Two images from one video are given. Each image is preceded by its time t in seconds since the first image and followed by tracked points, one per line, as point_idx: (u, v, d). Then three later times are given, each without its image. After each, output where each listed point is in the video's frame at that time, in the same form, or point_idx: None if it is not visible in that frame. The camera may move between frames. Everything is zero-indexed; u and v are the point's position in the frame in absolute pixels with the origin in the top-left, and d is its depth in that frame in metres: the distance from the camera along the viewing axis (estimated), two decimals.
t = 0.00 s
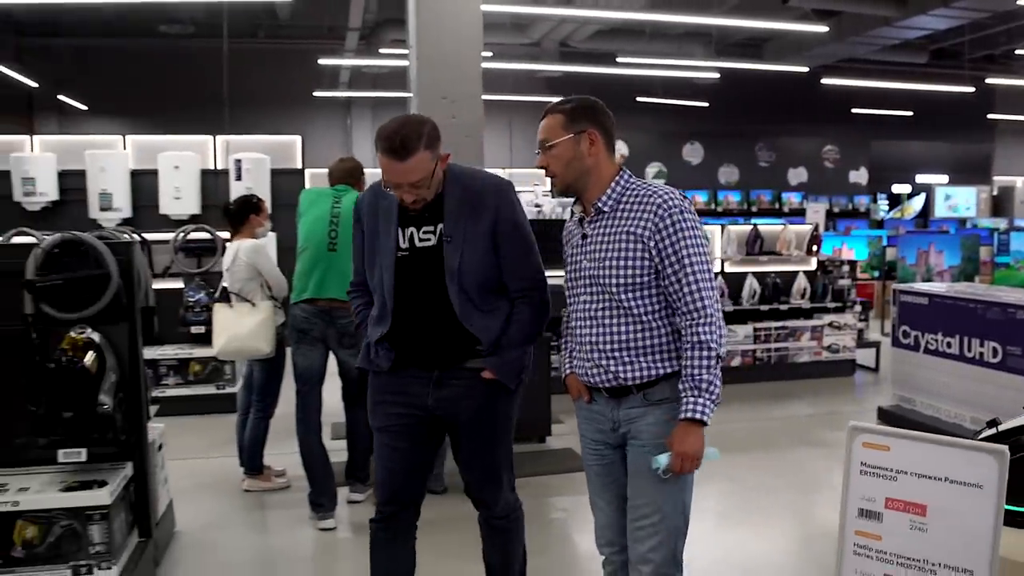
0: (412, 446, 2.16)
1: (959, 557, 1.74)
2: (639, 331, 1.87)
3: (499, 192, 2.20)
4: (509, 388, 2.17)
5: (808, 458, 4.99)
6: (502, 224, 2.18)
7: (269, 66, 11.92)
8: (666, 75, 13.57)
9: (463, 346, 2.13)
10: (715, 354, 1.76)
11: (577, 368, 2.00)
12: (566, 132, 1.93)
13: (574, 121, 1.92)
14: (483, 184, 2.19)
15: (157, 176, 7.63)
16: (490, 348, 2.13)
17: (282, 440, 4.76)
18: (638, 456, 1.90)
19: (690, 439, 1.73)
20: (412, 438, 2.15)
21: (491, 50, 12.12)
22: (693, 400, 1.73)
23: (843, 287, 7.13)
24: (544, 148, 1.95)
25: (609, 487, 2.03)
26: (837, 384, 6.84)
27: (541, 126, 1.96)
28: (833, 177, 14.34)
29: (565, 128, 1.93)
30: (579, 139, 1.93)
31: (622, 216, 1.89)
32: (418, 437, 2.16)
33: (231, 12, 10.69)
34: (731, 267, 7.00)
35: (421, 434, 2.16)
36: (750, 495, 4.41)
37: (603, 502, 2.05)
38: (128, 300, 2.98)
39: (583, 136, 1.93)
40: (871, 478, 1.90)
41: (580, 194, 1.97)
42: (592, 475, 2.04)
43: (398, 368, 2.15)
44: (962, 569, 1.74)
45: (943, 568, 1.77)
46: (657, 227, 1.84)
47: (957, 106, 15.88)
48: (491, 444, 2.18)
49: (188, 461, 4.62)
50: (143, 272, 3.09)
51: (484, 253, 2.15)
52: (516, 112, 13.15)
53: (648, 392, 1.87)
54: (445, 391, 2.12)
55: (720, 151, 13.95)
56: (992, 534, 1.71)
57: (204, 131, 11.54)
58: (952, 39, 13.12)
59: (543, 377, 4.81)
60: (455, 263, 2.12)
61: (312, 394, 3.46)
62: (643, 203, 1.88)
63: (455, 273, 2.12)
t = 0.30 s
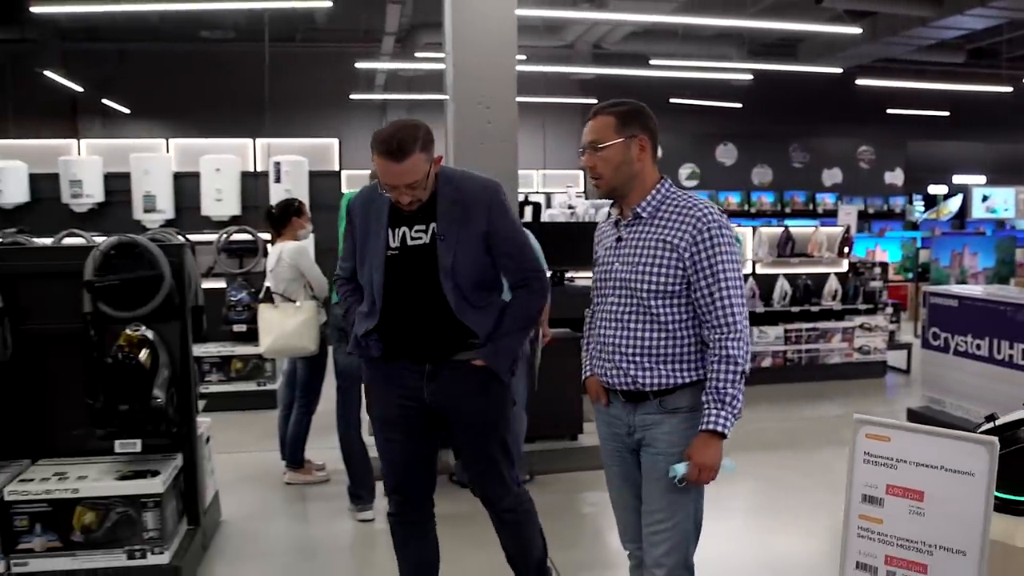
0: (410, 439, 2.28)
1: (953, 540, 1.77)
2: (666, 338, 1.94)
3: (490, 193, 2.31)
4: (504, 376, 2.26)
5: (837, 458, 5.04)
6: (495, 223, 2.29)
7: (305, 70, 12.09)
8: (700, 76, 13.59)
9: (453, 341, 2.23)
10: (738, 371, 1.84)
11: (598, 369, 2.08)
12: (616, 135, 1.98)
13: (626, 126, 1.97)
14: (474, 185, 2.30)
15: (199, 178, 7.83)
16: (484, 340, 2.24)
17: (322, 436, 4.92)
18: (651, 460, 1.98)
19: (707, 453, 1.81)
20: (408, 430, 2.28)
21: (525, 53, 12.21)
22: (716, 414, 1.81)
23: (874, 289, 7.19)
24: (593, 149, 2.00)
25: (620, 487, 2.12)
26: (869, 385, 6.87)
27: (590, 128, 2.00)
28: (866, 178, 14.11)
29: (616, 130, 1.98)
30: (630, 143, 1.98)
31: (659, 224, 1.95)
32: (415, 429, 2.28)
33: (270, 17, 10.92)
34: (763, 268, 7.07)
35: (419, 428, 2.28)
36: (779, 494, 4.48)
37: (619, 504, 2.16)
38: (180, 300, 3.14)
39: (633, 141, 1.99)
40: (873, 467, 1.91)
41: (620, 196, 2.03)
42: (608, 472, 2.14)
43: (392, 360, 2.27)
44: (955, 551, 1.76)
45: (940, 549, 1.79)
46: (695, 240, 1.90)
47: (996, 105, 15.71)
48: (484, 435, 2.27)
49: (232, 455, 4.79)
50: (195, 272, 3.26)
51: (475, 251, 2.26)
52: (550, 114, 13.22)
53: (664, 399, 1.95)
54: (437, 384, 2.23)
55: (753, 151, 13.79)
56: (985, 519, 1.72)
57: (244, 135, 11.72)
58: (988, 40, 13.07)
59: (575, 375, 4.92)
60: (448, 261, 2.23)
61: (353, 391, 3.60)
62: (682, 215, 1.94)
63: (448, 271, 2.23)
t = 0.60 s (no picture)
0: (417, 439, 2.34)
1: (937, 523, 1.81)
2: (690, 339, 1.94)
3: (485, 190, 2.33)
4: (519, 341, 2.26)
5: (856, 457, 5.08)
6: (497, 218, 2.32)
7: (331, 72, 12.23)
8: (724, 76, 13.60)
9: (456, 339, 2.24)
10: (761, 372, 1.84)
11: (616, 369, 2.06)
12: (652, 133, 1.96)
13: (661, 124, 1.95)
14: (469, 184, 2.31)
15: (228, 180, 7.99)
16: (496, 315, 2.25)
17: (349, 432, 5.04)
18: (667, 461, 1.97)
19: (698, 417, 1.77)
20: (410, 430, 2.33)
21: (550, 54, 12.31)
22: (720, 391, 1.79)
23: (896, 288, 7.22)
24: (627, 147, 1.96)
25: (632, 488, 2.10)
26: (890, 385, 6.89)
27: (626, 125, 1.97)
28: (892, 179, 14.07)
29: (652, 129, 1.95)
30: (665, 142, 1.96)
31: (690, 225, 1.94)
32: (418, 430, 2.34)
33: (297, 20, 11.07)
34: (784, 268, 7.14)
35: (423, 428, 2.34)
36: (797, 493, 4.54)
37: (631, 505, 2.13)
38: (214, 298, 3.28)
39: (668, 140, 1.97)
40: (865, 455, 1.96)
41: (648, 195, 2.01)
42: (620, 472, 2.12)
43: (396, 357, 2.30)
44: (940, 534, 1.81)
45: (927, 533, 1.83)
46: (728, 243, 1.90)
47: None
48: (491, 431, 2.29)
49: (261, 449, 4.93)
50: (228, 272, 3.38)
51: (479, 246, 2.26)
52: (573, 114, 13.28)
53: (685, 400, 1.95)
54: (438, 382, 2.26)
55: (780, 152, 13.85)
56: (967, 504, 1.77)
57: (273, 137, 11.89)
58: (1016, 38, 12.97)
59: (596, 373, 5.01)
60: (454, 258, 2.22)
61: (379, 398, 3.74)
62: (714, 216, 1.93)
63: (455, 268, 2.22)
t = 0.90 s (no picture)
0: (436, 440, 2.39)
1: (923, 511, 1.73)
2: (719, 345, 1.96)
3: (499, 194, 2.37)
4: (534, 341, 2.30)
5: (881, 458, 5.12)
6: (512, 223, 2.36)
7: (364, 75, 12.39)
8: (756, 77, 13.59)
9: (468, 340, 2.27)
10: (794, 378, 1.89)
11: (639, 371, 2.06)
12: (678, 140, 1.96)
13: (687, 131, 1.96)
14: (482, 187, 2.35)
15: (265, 181, 8.17)
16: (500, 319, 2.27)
17: (381, 428, 5.17)
18: (692, 464, 1.98)
19: (754, 424, 1.79)
20: (424, 433, 2.37)
21: (581, 55, 12.40)
22: (761, 388, 1.81)
23: (926, 290, 7.27)
24: (654, 154, 1.97)
25: (642, 491, 2.08)
26: (919, 386, 6.90)
27: (651, 133, 1.97)
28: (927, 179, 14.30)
29: (678, 137, 1.96)
30: (691, 149, 1.97)
31: (720, 232, 1.97)
32: (433, 432, 2.38)
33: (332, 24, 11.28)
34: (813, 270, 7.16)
35: (438, 430, 2.37)
36: (820, 492, 4.59)
37: (638, 502, 2.08)
38: (252, 298, 3.44)
39: (694, 146, 1.97)
40: (857, 448, 1.86)
41: (674, 200, 2.03)
42: (629, 475, 2.10)
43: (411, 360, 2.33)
44: (926, 523, 1.72)
45: (914, 521, 1.74)
46: (759, 250, 1.93)
47: None
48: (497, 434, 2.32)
49: (296, 444, 5.07)
50: (266, 272, 3.52)
51: (491, 249, 2.30)
52: (604, 114, 13.29)
53: (712, 403, 1.96)
54: (450, 385, 2.29)
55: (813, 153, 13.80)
56: (953, 496, 1.68)
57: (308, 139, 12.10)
58: None
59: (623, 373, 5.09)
60: (463, 259, 2.26)
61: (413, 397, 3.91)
62: (744, 224, 1.96)
63: (464, 269, 2.26)
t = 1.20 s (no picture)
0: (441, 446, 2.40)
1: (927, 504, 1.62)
2: (736, 348, 2.03)
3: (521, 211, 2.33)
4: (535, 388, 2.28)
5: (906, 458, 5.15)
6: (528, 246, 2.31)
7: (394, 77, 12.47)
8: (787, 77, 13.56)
9: (473, 355, 2.26)
10: (810, 383, 1.95)
11: (657, 371, 2.13)
12: (696, 146, 2.04)
13: (706, 137, 2.04)
14: (506, 202, 2.32)
15: (298, 182, 8.30)
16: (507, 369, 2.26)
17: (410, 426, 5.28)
18: (708, 464, 2.04)
19: (784, 456, 1.89)
20: (430, 438, 2.39)
21: (611, 56, 12.48)
22: (791, 421, 1.91)
23: (956, 292, 7.26)
24: (673, 160, 2.06)
25: (661, 488, 2.15)
26: (947, 388, 6.89)
27: (671, 139, 2.06)
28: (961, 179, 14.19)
29: (696, 143, 2.04)
30: (709, 155, 2.05)
31: (739, 238, 2.03)
32: (439, 438, 2.39)
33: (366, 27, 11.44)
34: (841, 271, 7.20)
35: (443, 437, 2.38)
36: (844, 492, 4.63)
37: (659, 503, 2.16)
38: (287, 297, 3.55)
39: (712, 152, 2.05)
40: (864, 444, 1.75)
41: (694, 207, 2.09)
42: (647, 473, 2.18)
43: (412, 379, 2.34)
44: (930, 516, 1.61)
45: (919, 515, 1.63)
46: (776, 256, 2.00)
47: None
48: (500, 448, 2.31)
49: (328, 440, 5.20)
50: (300, 272, 3.62)
51: (505, 270, 2.28)
52: (634, 115, 13.34)
53: (728, 405, 2.02)
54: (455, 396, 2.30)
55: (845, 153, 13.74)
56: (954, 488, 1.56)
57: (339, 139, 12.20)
58: None
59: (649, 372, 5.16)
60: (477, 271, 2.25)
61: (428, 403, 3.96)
62: (761, 230, 2.02)
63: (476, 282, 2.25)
